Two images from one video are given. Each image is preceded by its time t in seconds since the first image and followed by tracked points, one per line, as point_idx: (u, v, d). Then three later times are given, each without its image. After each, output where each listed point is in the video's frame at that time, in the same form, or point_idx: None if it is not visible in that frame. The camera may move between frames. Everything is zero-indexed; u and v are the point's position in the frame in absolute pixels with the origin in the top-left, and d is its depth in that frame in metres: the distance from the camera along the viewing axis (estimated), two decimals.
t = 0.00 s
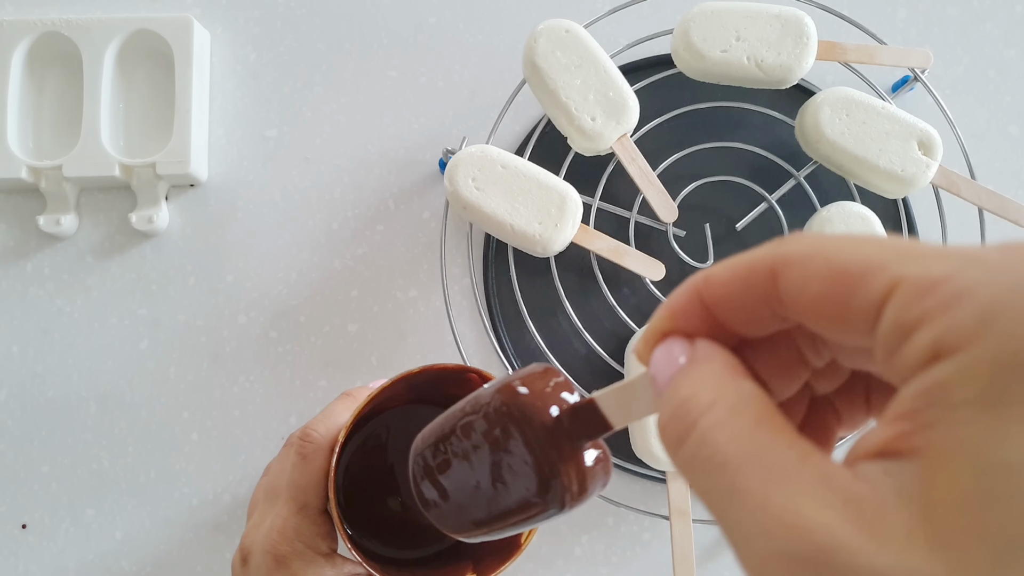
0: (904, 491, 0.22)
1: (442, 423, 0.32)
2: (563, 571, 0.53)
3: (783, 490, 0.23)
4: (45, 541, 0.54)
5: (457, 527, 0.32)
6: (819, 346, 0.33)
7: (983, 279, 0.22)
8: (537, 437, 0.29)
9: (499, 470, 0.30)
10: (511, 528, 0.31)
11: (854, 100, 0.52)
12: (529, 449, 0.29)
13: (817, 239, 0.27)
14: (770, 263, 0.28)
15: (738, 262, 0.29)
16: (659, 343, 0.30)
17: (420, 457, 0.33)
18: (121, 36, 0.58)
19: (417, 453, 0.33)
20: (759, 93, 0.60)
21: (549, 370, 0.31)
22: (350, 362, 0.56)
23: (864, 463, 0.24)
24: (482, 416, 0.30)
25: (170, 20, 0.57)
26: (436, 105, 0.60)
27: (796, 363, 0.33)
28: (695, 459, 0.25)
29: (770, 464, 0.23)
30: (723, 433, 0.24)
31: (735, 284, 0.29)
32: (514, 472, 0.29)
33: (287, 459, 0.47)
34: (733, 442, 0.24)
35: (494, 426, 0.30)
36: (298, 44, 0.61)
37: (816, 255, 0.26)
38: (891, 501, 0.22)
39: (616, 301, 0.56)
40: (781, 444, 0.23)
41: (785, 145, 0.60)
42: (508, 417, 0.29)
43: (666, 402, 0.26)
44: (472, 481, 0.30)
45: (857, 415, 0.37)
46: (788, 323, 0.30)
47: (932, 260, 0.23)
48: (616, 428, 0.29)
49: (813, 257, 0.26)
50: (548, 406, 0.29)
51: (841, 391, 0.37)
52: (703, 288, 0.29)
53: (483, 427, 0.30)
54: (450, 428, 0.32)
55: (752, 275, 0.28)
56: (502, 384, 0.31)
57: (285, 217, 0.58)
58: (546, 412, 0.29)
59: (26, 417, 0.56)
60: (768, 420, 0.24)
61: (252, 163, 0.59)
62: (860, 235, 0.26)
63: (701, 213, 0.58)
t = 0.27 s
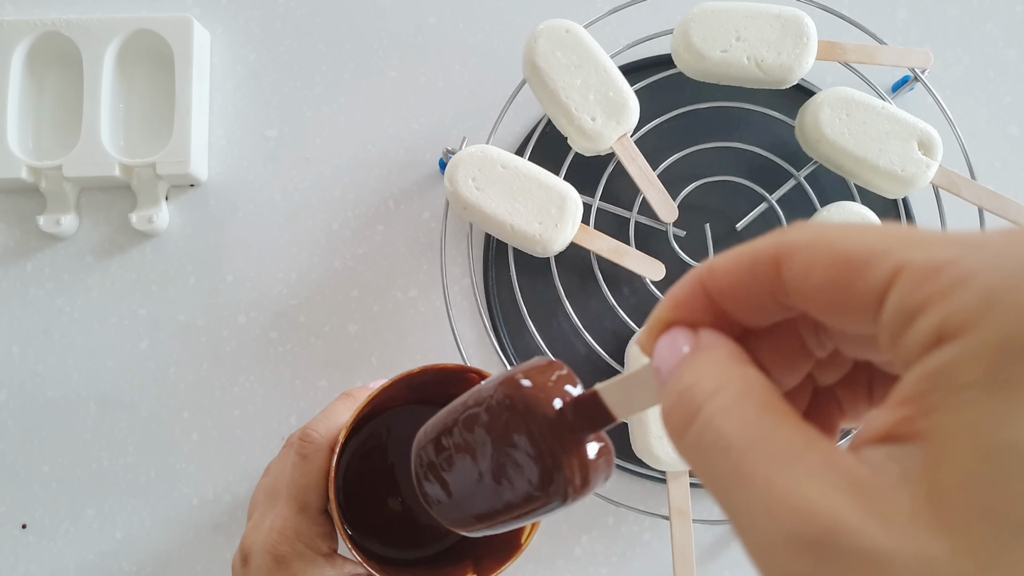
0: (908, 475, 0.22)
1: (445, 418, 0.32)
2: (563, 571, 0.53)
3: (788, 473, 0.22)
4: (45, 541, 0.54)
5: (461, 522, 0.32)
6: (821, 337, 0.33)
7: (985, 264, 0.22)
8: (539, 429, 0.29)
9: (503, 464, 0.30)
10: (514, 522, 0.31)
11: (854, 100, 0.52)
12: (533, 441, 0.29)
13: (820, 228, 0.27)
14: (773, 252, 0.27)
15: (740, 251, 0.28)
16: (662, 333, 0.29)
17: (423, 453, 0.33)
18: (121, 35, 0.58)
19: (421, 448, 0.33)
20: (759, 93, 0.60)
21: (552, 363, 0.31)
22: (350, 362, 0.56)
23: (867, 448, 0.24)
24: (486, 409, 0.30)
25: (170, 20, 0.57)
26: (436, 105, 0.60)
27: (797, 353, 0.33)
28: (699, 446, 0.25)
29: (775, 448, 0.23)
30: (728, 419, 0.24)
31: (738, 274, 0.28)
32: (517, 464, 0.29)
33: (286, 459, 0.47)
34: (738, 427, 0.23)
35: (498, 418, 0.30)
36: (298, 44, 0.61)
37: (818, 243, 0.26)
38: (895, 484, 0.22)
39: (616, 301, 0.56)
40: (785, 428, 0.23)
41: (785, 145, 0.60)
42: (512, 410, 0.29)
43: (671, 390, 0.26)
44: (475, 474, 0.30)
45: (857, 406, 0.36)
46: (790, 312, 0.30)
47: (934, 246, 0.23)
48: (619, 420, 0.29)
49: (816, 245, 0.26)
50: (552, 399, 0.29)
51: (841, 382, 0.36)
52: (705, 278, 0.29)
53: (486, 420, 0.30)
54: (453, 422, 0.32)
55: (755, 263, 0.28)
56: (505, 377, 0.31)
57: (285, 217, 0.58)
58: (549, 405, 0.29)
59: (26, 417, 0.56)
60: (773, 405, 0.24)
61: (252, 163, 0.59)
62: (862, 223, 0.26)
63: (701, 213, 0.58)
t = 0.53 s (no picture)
0: (908, 478, 0.22)
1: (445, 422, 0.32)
2: (563, 571, 0.53)
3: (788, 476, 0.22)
4: (45, 541, 0.54)
5: (460, 525, 0.32)
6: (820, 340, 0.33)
7: (981, 265, 0.22)
8: (538, 432, 0.29)
9: (502, 467, 0.30)
10: (513, 526, 0.31)
11: (854, 100, 0.52)
12: (533, 445, 0.29)
13: (817, 230, 0.27)
14: (770, 255, 0.28)
15: (738, 255, 0.28)
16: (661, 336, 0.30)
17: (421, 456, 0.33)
18: (121, 35, 0.58)
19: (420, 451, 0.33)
20: (760, 93, 0.60)
21: (551, 367, 0.31)
22: (350, 362, 0.56)
23: (866, 450, 0.24)
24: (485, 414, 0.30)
25: (170, 20, 0.57)
26: (436, 105, 0.60)
27: (796, 356, 0.33)
28: (699, 448, 0.25)
29: (774, 451, 0.23)
30: (727, 422, 0.24)
31: (735, 277, 0.28)
32: (517, 468, 0.29)
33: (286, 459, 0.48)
34: (738, 430, 0.24)
35: (497, 423, 0.30)
36: (298, 44, 0.61)
37: (816, 246, 0.26)
38: (895, 486, 0.22)
39: (616, 301, 0.56)
40: (784, 431, 0.23)
41: (785, 145, 0.60)
42: (512, 414, 0.29)
43: (669, 394, 0.26)
44: (475, 477, 0.30)
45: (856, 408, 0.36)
46: (789, 315, 0.30)
47: (931, 247, 0.23)
48: (619, 424, 0.29)
49: (814, 247, 0.26)
50: (551, 403, 0.29)
51: (840, 384, 0.36)
52: (703, 280, 0.29)
53: (486, 424, 0.30)
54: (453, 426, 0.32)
55: (753, 266, 0.28)
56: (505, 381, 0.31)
57: (285, 217, 0.58)
58: (549, 409, 0.29)
59: (26, 417, 0.56)
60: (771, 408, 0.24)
61: (252, 163, 0.59)
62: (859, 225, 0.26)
63: (701, 213, 0.58)
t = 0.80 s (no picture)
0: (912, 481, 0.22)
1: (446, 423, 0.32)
2: (563, 571, 0.53)
3: (792, 479, 0.22)
4: (45, 541, 0.54)
5: (460, 527, 0.32)
6: (821, 341, 0.33)
7: (983, 270, 0.22)
8: (540, 434, 0.29)
9: (504, 469, 0.30)
10: (513, 527, 0.31)
11: (854, 100, 0.52)
12: (535, 447, 0.29)
13: (818, 234, 0.27)
14: (772, 257, 0.28)
15: (740, 257, 0.28)
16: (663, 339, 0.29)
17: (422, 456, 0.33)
18: (121, 35, 0.58)
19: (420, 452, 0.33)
20: (760, 93, 0.60)
21: (551, 368, 0.31)
22: (350, 362, 0.56)
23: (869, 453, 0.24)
24: (487, 415, 0.30)
25: (170, 20, 0.57)
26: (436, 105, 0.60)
27: (796, 358, 0.33)
28: (702, 452, 0.25)
29: (778, 455, 0.23)
30: (730, 425, 0.24)
31: (737, 279, 0.28)
32: (518, 470, 0.29)
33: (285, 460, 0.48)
34: (741, 434, 0.23)
35: (499, 424, 0.30)
36: (298, 44, 0.61)
37: (817, 249, 0.26)
38: (899, 490, 0.22)
39: (616, 301, 0.56)
40: (787, 435, 0.23)
41: (785, 145, 0.60)
42: (514, 415, 0.29)
43: (672, 397, 0.26)
44: (474, 479, 0.30)
45: (857, 410, 0.36)
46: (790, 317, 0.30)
47: (933, 251, 0.24)
48: (620, 426, 0.29)
49: (815, 250, 0.26)
50: (552, 405, 0.29)
51: (840, 387, 0.36)
52: (705, 283, 0.29)
53: (486, 425, 0.30)
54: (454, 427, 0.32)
55: (754, 268, 0.28)
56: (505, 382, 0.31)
57: (285, 217, 0.58)
58: (550, 411, 0.29)
59: (26, 417, 0.56)
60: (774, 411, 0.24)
61: (252, 163, 0.59)
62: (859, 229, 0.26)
63: (701, 213, 0.58)
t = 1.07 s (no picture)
0: (959, 473, 0.22)
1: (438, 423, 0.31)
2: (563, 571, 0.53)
3: (846, 472, 0.22)
4: (45, 541, 0.54)
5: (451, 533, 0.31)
6: (836, 336, 0.34)
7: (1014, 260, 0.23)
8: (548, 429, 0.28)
9: (506, 468, 0.29)
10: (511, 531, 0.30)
11: (854, 100, 0.52)
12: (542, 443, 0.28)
13: (849, 229, 0.28)
14: (802, 250, 0.29)
15: (769, 249, 0.30)
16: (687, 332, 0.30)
17: (411, 458, 0.32)
18: (121, 35, 0.58)
19: (408, 454, 0.32)
20: (760, 93, 0.60)
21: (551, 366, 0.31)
22: (350, 362, 0.56)
23: (913, 448, 0.24)
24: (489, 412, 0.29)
25: (170, 20, 0.57)
26: (436, 105, 0.60)
27: (810, 354, 0.34)
28: (750, 448, 0.24)
29: (826, 443, 0.23)
30: (780, 419, 0.24)
31: (767, 272, 0.29)
32: (522, 470, 0.29)
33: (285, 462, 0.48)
34: (790, 428, 0.23)
35: (502, 420, 0.29)
36: (298, 44, 0.61)
37: (850, 243, 0.28)
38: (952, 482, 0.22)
39: (616, 301, 0.56)
40: (834, 428, 0.23)
41: (785, 145, 0.60)
42: (519, 412, 0.29)
43: (712, 390, 0.26)
44: (474, 480, 0.29)
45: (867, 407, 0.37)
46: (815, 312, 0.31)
47: (966, 247, 0.25)
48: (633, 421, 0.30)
49: (846, 244, 0.28)
50: (559, 400, 0.29)
51: (849, 385, 0.37)
52: (731, 275, 0.30)
53: (487, 423, 0.29)
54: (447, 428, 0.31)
55: (785, 260, 0.29)
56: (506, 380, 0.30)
57: (285, 217, 0.58)
58: (560, 406, 0.29)
59: (26, 417, 0.56)
60: (819, 407, 0.24)
61: (252, 163, 0.59)
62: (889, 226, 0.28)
63: (701, 213, 0.58)
